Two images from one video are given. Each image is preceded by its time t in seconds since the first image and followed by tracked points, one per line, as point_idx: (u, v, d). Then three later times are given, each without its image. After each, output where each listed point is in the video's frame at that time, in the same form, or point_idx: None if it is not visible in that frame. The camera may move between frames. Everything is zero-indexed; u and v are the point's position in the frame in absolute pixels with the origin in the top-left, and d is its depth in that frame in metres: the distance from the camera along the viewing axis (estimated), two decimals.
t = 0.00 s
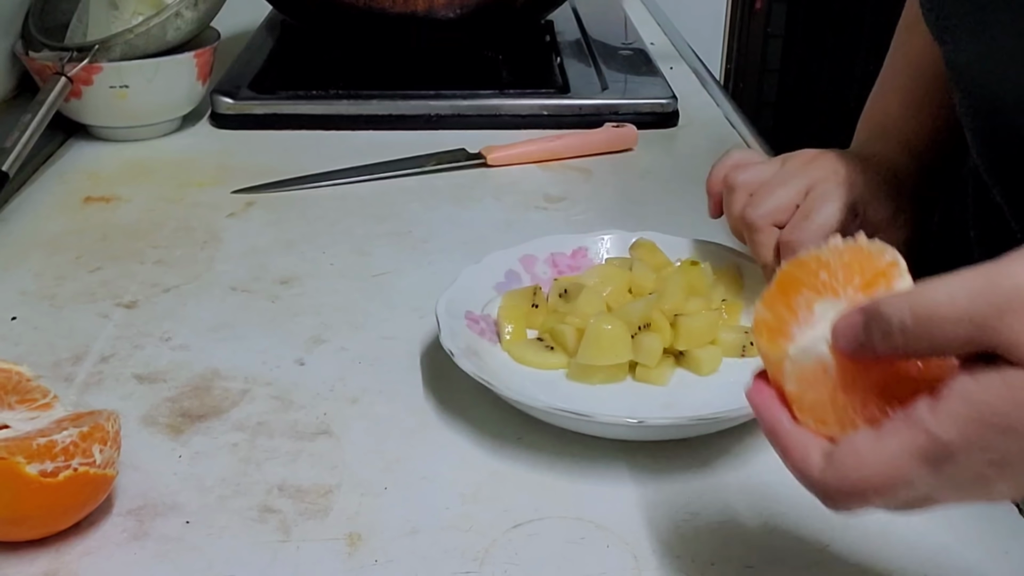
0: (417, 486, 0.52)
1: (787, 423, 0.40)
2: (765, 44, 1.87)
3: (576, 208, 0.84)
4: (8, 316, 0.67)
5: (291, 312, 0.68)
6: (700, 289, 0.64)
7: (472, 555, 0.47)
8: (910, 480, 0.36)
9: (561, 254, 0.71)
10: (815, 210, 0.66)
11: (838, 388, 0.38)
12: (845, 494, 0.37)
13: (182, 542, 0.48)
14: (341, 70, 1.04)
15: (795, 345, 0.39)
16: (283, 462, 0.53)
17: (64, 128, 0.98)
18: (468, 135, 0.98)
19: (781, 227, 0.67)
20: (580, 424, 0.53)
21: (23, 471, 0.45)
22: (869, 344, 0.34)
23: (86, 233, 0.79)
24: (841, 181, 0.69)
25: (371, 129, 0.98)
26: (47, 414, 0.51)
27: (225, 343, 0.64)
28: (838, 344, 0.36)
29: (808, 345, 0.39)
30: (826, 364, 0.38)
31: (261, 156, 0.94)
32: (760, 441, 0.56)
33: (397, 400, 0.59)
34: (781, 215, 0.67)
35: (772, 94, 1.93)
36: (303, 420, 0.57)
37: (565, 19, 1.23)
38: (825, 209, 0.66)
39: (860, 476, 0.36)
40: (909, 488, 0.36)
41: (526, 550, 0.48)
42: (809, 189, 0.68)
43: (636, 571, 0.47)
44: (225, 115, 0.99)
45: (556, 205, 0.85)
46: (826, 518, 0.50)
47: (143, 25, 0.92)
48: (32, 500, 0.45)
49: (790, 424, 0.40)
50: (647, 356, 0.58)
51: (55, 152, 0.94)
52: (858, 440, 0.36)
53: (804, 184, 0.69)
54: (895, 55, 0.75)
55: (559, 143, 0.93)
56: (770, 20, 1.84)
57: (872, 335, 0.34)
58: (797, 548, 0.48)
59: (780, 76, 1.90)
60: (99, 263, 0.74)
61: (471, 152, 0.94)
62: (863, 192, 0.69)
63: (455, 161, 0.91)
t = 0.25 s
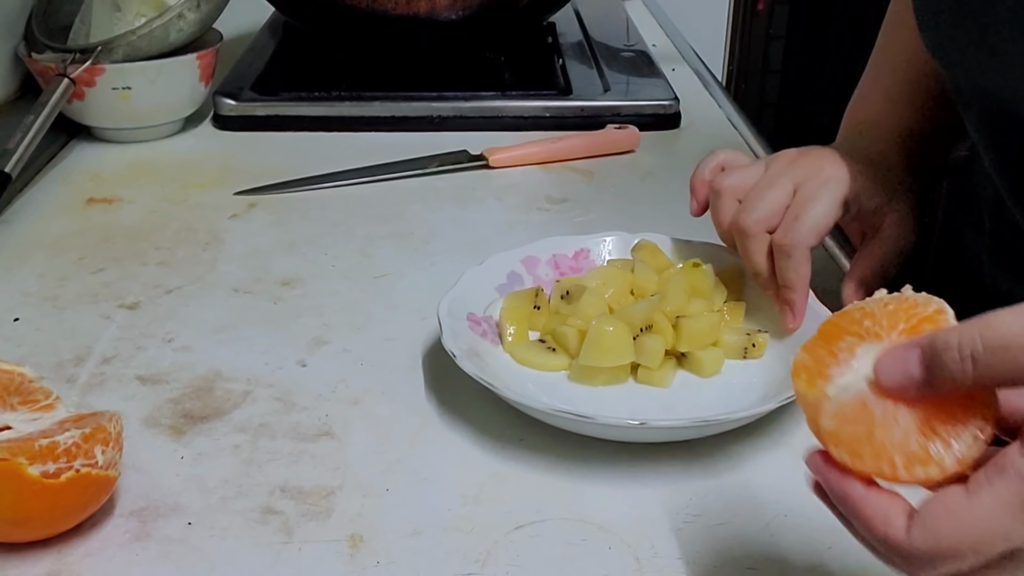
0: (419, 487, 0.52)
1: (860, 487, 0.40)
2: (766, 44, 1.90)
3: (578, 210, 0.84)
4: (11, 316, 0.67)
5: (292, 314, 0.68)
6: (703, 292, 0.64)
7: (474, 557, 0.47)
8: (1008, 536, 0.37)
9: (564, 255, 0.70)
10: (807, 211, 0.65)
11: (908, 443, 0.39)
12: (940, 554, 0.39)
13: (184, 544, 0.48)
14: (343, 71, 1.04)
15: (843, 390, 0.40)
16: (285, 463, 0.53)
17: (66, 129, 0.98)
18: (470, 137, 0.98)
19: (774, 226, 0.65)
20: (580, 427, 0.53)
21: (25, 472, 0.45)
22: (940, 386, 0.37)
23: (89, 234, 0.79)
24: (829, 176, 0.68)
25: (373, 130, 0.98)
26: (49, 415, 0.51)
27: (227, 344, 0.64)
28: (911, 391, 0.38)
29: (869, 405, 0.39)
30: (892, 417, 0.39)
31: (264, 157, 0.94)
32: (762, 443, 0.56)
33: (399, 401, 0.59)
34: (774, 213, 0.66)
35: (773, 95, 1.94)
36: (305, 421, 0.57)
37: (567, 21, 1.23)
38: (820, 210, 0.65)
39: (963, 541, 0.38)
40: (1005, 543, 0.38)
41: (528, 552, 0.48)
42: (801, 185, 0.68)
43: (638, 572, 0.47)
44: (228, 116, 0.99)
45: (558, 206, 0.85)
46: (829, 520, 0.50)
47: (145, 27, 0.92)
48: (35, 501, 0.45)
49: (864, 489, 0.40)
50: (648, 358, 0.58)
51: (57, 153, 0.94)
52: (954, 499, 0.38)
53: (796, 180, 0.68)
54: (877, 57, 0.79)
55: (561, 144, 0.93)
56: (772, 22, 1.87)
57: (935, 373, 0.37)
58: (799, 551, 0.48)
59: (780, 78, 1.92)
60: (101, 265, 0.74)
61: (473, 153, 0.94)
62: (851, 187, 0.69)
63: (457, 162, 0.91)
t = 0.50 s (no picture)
0: (420, 488, 0.52)
1: (762, 375, 0.43)
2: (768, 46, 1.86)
3: (580, 211, 0.84)
4: (13, 317, 0.67)
5: (294, 315, 0.68)
6: (707, 293, 0.64)
7: (475, 558, 0.47)
8: (882, 426, 0.38)
9: (566, 256, 0.71)
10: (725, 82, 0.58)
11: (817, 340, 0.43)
12: (822, 437, 0.40)
13: (186, 545, 0.48)
14: (346, 72, 1.04)
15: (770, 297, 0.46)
16: (286, 464, 0.53)
17: (69, 131, 0.98)
18: (472, 138, 0.98)
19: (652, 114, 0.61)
20: (583, 428, 0.53)
21: (27, 473, 0.45)
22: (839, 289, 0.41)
23: (91, 235, 0.79)
24: (784, 57, 0.60)
25: (375, 131, 0.98)
26: (51, 416, 0.51)
27: (229, 345, 0.64)
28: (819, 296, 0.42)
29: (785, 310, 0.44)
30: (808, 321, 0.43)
31: (266, 158, 0.94)
32: (763, 444, 0.56)
33: (401, 402, 0.59)
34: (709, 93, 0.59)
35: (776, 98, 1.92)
36: (307, 422, 0.57)
37: (569, 22, 1.23)
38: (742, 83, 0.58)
39: (839, 423, 0.39)
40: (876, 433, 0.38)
41: (529, 553, 0.48)
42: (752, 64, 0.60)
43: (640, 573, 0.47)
44: (230, 118, 0.99)
45: (560, 207, 0.85)
46: (831, 521, 0.50)
47: (148, 28, 0.93)
48: (37, 502, 0.45)
49: (762, 374, 0.43)
50: (650, 359, 0.58)
51: (60, 154, 0.94)
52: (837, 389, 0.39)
53: (739, 58, 0.61)
54: None
55: (564, 146, 0.93)
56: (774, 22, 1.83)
57: (844, 280, 0.41)
58: (801, 552, 0.48)
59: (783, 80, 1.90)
60: (103, 266, 0.74)
61: (475, 154, 0.94)
62: (813, 73, 0.61)
63: (459, 163, 0.91)
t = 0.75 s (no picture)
0: (422, 489, 0.52)
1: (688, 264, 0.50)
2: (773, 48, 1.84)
3: (582, 212, 0.84)
4: (16, 318, 0.67)
5: (297, 315, 0.68)
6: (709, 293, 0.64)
7: (478, 559, 0.47)
8: (772, 302, 0.46)
9: (568, 257, 0.71)
10: (662, 92, 0.63)
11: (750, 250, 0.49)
12: (726, 314, 0.47)
13: (189, 546, 0.48)
14: (348, 74, 1.04)
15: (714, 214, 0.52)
16: (289, 465, 0.53)
17: (72, 132, 0.98)
18: (475, 139, 0.98)
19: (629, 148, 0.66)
20: (586, 429, 0.53)
21: (30, 474, 0.45)
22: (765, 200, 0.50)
23: (94, 236, 0.79)
24: (716, 42, 0.65)
25: (378, 133, 0.99)
26: (54, 417, 0.51)
27: (231, 346, 0.64)
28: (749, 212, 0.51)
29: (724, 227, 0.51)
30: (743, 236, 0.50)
31: (268, 160, 0.94)
32: (765, 445, 0.56)
33: (403, 403, 0.59)
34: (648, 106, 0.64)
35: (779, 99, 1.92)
36: (309, 423, 0.57)
37: (571, 23, 1.23)
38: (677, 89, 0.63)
39: (734, 294, 0.47)
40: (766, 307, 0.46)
41: (533, 554, 0.48)
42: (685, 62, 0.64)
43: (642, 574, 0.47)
44: (233, 119, 0.99)
45: (563, 208, 0.85)
46: (834, 523, 0.50)
47: (151, 29, 0.93)
48: (40, 504, 0.45)
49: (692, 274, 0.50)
50: (652, 361, 0.59)
51: (63, 155, 0.94)
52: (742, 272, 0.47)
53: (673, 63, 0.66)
54: None
55: (566, 147, 0.93)
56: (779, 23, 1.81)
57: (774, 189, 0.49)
58: (803, 554, 0.48)
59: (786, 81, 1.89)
60: (106, 266, 0.74)
61: (478, 156, 0.94)
62: (753, 41, 0.64)
63: (462, 165, 0.91)
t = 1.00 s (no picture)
0: (424, 490, 0.52)
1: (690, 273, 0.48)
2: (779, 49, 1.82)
3: (584, 214, 0.84)
4: (18, 319, 0.67)
5: (299, 316, 0.68)
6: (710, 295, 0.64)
7: (479, 560, 0.47)
8: (758, 288, 0.42)
9: (571, 258, 0.71)
10: (657, 71, 0.62)
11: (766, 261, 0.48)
12: (713, 304, 0.44)
13: (190, 547, 0.48)
14: (350, 75, 1.04)
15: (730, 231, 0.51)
16: (290, 466, 0.54)
17: (75, 133, 0.98)
18: (477, 140, 0.98)
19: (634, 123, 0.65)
20: (588, 432, 0.53)
21: (32, 475, 0.45)
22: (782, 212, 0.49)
23: (97, 237, 0.79)
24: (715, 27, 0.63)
25: (380, 134, 0.99)
26: (56, 418, 0.52)
27: (234, 347, 0.64)
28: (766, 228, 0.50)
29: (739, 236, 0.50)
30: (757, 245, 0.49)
31: (270, 161, 0.94)
32: (767, 447, 0.55)
33: (405, 404, 0.59)
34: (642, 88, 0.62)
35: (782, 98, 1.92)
36: (311, 424, 0.57)
37: (574, 25, 1.23)
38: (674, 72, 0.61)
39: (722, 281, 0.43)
40: (748, 294, 0.42)
41: (534, 556, 0.48)
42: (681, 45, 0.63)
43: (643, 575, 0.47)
44: (236, 120, 0.99)
45: (565, 210, 0.85)
46: (835, 525, 0.50)
47: (153, 31, 0.93)
48: (42, 505, 0.45)
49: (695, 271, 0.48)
50: (652, 363, 0.59)
51: (66, 156, 0.94)
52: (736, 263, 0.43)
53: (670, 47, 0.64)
54: None
55: (568, 148, 0.93)
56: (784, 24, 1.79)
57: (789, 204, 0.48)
58: (804, 556, 0.48)
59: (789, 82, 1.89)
60: (108, 267, 0.74)
61: (480, 157, 0.94)
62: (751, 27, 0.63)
63: (463, 166, 0.91)
